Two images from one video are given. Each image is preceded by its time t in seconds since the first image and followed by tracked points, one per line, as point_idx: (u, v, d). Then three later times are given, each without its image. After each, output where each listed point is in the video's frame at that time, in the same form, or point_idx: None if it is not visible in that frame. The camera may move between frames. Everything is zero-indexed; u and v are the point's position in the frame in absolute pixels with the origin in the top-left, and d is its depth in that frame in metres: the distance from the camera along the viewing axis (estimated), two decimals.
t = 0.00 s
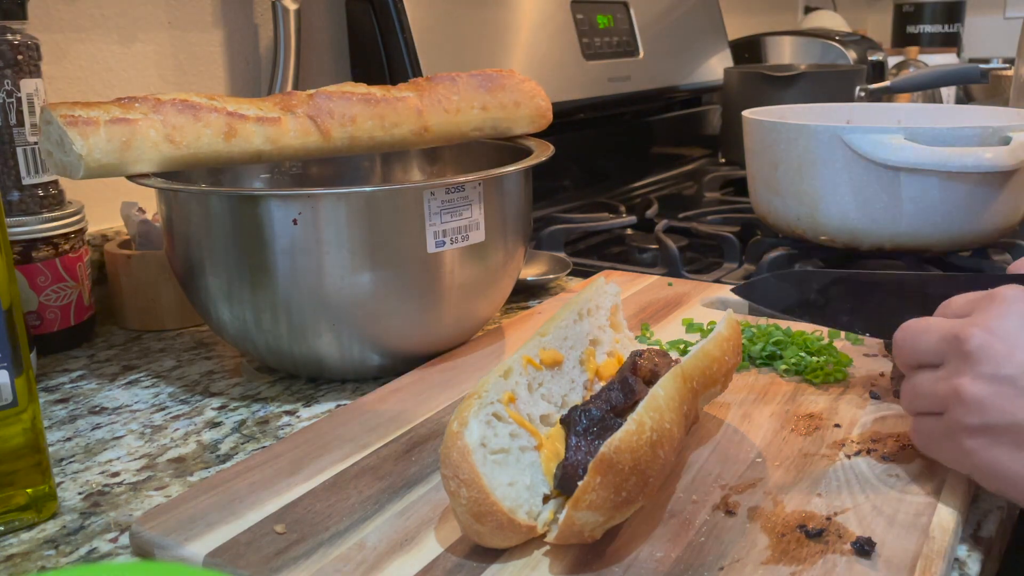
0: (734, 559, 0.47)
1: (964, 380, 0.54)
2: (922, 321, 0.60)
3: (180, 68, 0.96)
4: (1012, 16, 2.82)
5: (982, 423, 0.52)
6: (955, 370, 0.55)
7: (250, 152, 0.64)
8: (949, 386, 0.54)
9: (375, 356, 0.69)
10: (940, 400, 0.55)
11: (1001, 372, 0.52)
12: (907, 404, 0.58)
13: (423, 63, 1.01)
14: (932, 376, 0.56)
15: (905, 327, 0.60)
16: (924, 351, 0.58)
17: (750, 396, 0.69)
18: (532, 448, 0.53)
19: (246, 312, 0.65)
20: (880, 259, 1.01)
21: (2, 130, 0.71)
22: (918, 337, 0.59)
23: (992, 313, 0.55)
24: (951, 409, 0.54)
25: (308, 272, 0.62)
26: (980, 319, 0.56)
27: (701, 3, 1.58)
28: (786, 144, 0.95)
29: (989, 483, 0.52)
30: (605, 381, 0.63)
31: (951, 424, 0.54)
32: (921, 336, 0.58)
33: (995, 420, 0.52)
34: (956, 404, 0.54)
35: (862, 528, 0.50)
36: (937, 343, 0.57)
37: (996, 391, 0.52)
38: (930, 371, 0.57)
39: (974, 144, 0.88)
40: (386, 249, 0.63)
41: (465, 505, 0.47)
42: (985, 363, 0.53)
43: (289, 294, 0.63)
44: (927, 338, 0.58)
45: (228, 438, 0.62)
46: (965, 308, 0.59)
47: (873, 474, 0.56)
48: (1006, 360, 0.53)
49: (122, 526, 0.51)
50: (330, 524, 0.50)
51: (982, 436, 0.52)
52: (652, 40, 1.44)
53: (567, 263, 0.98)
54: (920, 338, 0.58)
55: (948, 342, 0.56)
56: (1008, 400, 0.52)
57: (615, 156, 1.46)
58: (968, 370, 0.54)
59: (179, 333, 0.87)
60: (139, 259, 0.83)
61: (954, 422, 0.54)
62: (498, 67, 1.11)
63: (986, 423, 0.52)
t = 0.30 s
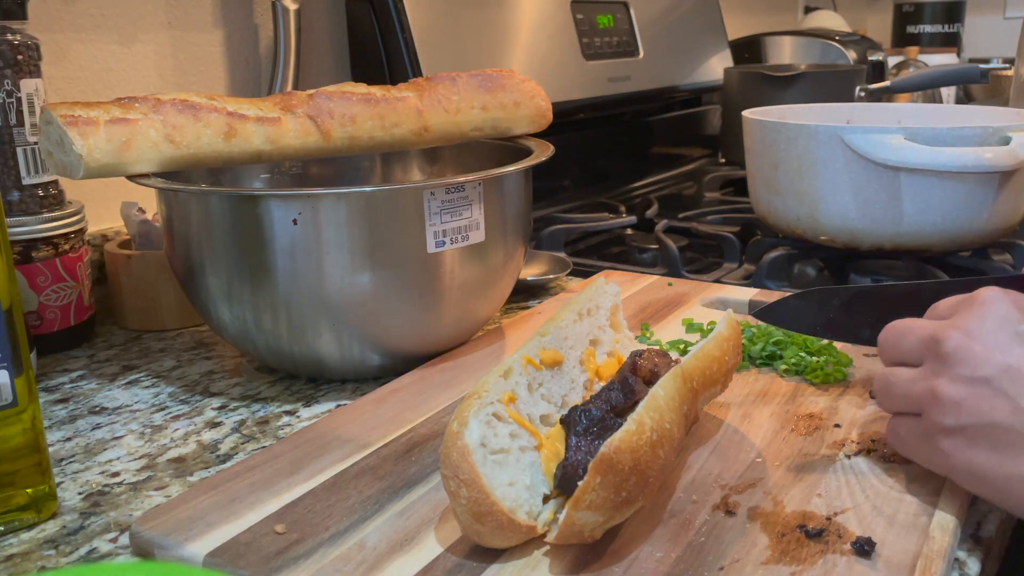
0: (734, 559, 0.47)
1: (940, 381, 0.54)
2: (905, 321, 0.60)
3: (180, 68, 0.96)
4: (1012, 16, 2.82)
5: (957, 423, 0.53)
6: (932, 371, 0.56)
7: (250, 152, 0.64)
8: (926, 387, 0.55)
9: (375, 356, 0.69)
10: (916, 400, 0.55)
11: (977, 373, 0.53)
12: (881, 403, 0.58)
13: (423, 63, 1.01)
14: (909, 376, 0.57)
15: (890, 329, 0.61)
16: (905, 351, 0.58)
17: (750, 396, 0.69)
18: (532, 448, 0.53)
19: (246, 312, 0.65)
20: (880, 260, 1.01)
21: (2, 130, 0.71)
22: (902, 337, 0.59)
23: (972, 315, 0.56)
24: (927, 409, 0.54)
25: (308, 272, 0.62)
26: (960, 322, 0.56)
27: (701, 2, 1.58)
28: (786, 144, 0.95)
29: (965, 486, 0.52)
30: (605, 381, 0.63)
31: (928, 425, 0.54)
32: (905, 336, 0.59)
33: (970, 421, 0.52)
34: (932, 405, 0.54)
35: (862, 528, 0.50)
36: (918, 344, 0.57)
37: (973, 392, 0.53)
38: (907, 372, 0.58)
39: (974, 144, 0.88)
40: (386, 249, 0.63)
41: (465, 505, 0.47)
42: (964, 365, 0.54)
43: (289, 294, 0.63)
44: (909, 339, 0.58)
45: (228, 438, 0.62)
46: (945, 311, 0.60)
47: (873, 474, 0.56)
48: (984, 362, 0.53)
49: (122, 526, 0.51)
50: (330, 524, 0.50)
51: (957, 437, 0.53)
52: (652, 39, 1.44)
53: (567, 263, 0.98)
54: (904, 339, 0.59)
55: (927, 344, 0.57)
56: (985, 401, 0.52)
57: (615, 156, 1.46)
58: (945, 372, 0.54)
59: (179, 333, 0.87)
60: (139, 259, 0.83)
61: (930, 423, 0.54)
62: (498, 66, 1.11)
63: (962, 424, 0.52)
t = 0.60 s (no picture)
0: (734, 559, 0.47)
1: (906, 374, 0.55)
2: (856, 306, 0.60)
3: (180, 68, 0.96)
4: (1012, 16, 2.83)
5: (922, 415, 0.53)
6: (896, 364, 0.57)
7: (250, 152, 0.64)
8: (892, 380, 0.56)
9: (375, 356, 0.69)
10: (882, 394, 0.57)
11: (942, 366, 0.54)
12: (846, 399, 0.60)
13: (422, 64, 1.01)
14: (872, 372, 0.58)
15: (827, 315, 0.60)
16: (864, 340, 0.58)
17: (750, 396, 0.69)
18: (532, 448, 0.53)
19: (245, 312, 0.65)
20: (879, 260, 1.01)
21: (2, 130, 0.71)
22: (856, 327, 0.59)
23: (937, 310, 0.57)
24: (893, 402, 0.55)
25: (308, 272, 0.62)
26: (925, 317, 0.58)
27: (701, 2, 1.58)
28: (786, 144, 0.95)
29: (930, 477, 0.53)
30: (605, 381, 0.63)
31: (893, 417, 0.55)
32: (861, 327, 0.59)
33: (933, 412, 0.53)
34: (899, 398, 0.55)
35: (862, 528, 0.50)
36: (878, 333, 0.58)
37: (938, 384, 0.53)
38: (872, 366, 0.59)
39: (974, 144, 0.88)
40: (386, 249, 0.63)
41: (465, 505, 0.47)
42: (929, 359, 0.54)
43: (289, 294, 0.63)
44: (865, 329, 0.58)
45: (228, 438, 0.62)
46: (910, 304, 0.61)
47: (873, 475, 0.56)
48: (949, 355, 0.54)
49: (122, 526, 0.51)
50: (330, 524, 0.50)
51: (921, 429, 0.54)
52: (651, 39, 1.44)
53: (567, 263, 0.98)
54: (857, 329, 0.59)
55: (890, 335, 0.58)
56: (948, 392, 0.53)
57: (615, 156, 1.46)
58: (908, 366, 0.56)
59: (179, 333, 0.87)
60: (139, 259, 0.83)
61: (896, 415, 0.55)
62: (498, 67, 1.11)
63: (926, 415, 0.53)
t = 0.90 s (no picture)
0: (734, 559, 0.47)
1: (909, 374, 0.55)
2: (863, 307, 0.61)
3: (180, 67, 0.96)
4: (1012, 16, 2.83)
5: (922, 415, 0.54)
6: (899, 364, 0.57)
7: (250, 152, 0.64)
8: (893, 379, 0.56)
9: (375, 356, 0.69)
10: (882, 391, 0.57)
11: (944, 369, 0.54)
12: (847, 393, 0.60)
13: (423, 64, 1.01)
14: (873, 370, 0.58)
15: (843, 314, 0.61)
16: (868, 340, 0.59)
17: (750, 396, 0.69)
18: (532, 448, 0.53)
19: (245, 312, 0.65)
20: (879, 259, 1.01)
21: (2, 131, 0.71)
22: (861, 326, 0.59)
23: (938, 311, 0.58)
24: (893, 400, 0.56)
25: (308, 272, 0.62)
26: (926, 317, 0.58)
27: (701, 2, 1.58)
28: (786, 144, 0.95)
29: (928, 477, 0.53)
30: (605, 381, 0.63)
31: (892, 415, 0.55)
32: (865, 326, 0.59)
33: (934, 412, 0.53)
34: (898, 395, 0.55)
35: (862, 528, 0.50)
36: (882, 332, 0.58)
37: (940, 386, 0.54)
38: (871, 364, 0.59)
39: (973, 144, 0.88)
40: (386, 250, 0.63)
41: (465, 505, 0.47)
42: (931, 361, 0.55)
43: (289, 294, 0.63)
44: (870, 328, 0.59)
45: (227, 438, 0.62)
46: (908, 301, 0.61)
47: (873, 475, 0.56)
48: (950, 358, 0.55)
49: (122, 526, 0.51)
50: (330, 524, 0.50)
51: (917, 428, 0.54)
52: (651, 39, 1.44)
53: (567, 263, 0.98)
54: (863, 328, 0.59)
55: (894, 337, 0.58)
56: (950, 395, 0.53)
57: (615, 156, 1.46)
58: (910, 364, 0.56)
59: (179, 333, 0.87)
60: (139, 259, 0.83)
61: (895, 413, 0.55)
62: (498, 67, 1.11)
63: (926, 416, 0.53)
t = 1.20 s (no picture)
0: (734, 559, 0.47)
1: (901, 376, 0.56)
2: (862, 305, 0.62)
3: (180, 67, 0.96)
4: (1012, 16, 2.82)
5: (912, 418, 0.55)
6: (893, 365, 0.58)
7: (250, 152, 0.64)
8: (886, 380, 0.57)
9: (375, 356, 0.69)
10: (876, 391, 0.58)
11: (935, 373, 0.55)
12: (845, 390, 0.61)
13: (423, 64, 1.01)
14: (868, 369, 0.59)
15: (841, 310, 0.62)
16: (865, 339, 0.60)
17: (750, 396, 0.69)
18: (532, 449, 0.53)
19: (246, 312, 0.65)
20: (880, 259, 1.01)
21: (2, 131, 0.71)
22: (857, 325, 0.61)
23: (931, 314, 0.58)
24: (886, 400, 0.57)
25: (308, 272, 0.62)
26: (918, 319, 0.58)
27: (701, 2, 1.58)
28: (786, 144, 0.95)
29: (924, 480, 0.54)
30: (605, 381, 0.63)
31: (890, 418, 0.56)
32: (863, 325, 0.60)
33: (925, 417, 0.54)
34: (892, 398, 0.56)
35: (862, 528, 0.50)
36: (878, 333, 0.59)
37: (931, 390, 0.54)
38: (867, 363, 0.60)
39: (974, 144, 0.88)
40: (386, 249, 0.63)
41: (465, 505, 0.47)
42: (923, 364, 0.55)
43: (289, 294, 0.63)
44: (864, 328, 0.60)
45: (228, 438, 0.62)
46: (905, 300, 0.62)
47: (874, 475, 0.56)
48: (943, 362, 0.55)
49: (122, 526, 0.51)
50: (330, 524, 0.50)
51: (915, 430, 0.54)
52: (652, 39, 1.44)
53: (567, 263, 0.98)
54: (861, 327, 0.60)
55: (889, 338, 0.58)
56: (940, 400, 0.54)
57: (615, 156, 1.46)
58: (904, 365, 0.57)
59: (179, 333, 0.87)
60: (139, 259, 0.83)
61: (888, 415, 0.56)
62: (498, 67, 1.11)
63: (929, 417, 0.54)
